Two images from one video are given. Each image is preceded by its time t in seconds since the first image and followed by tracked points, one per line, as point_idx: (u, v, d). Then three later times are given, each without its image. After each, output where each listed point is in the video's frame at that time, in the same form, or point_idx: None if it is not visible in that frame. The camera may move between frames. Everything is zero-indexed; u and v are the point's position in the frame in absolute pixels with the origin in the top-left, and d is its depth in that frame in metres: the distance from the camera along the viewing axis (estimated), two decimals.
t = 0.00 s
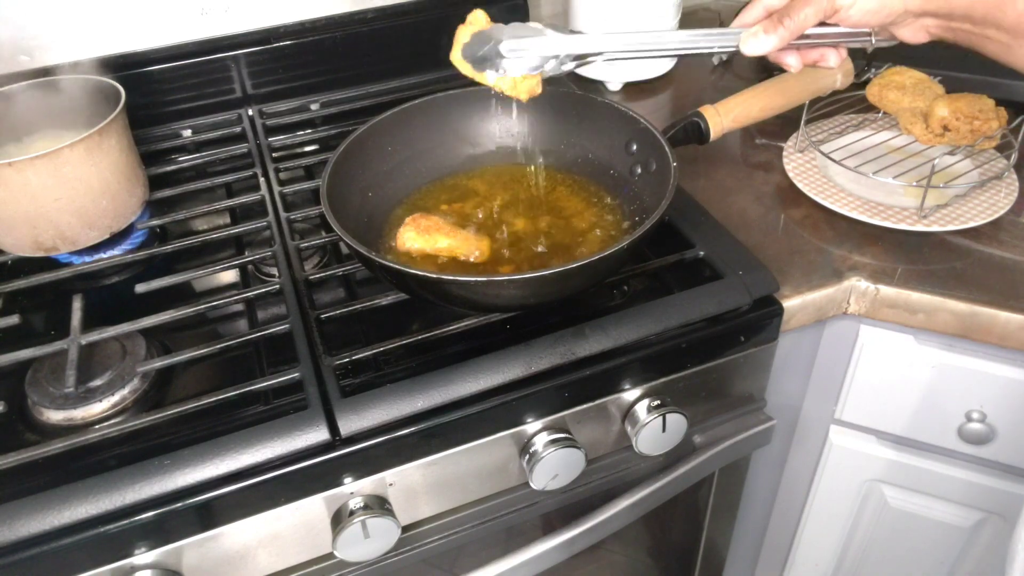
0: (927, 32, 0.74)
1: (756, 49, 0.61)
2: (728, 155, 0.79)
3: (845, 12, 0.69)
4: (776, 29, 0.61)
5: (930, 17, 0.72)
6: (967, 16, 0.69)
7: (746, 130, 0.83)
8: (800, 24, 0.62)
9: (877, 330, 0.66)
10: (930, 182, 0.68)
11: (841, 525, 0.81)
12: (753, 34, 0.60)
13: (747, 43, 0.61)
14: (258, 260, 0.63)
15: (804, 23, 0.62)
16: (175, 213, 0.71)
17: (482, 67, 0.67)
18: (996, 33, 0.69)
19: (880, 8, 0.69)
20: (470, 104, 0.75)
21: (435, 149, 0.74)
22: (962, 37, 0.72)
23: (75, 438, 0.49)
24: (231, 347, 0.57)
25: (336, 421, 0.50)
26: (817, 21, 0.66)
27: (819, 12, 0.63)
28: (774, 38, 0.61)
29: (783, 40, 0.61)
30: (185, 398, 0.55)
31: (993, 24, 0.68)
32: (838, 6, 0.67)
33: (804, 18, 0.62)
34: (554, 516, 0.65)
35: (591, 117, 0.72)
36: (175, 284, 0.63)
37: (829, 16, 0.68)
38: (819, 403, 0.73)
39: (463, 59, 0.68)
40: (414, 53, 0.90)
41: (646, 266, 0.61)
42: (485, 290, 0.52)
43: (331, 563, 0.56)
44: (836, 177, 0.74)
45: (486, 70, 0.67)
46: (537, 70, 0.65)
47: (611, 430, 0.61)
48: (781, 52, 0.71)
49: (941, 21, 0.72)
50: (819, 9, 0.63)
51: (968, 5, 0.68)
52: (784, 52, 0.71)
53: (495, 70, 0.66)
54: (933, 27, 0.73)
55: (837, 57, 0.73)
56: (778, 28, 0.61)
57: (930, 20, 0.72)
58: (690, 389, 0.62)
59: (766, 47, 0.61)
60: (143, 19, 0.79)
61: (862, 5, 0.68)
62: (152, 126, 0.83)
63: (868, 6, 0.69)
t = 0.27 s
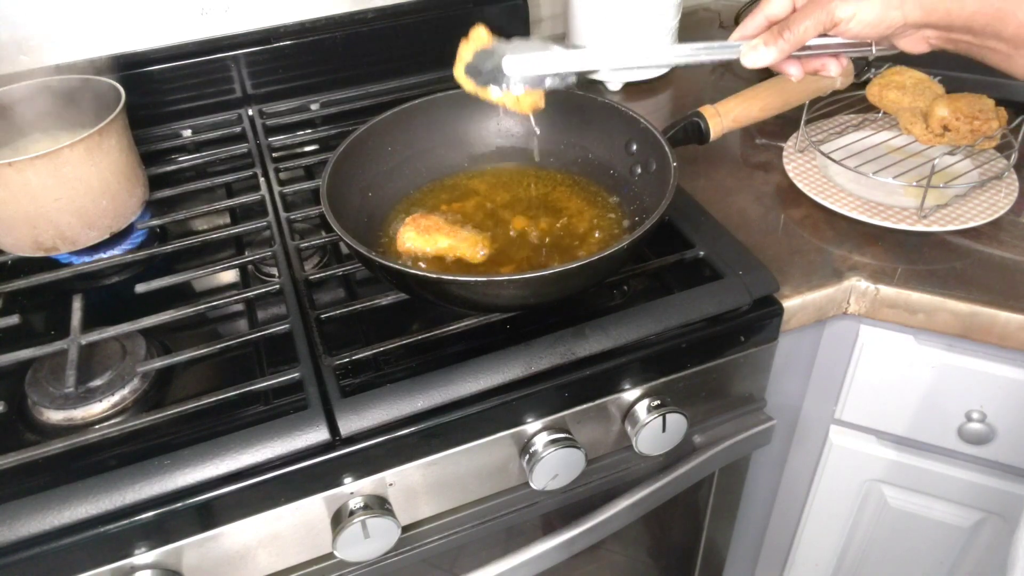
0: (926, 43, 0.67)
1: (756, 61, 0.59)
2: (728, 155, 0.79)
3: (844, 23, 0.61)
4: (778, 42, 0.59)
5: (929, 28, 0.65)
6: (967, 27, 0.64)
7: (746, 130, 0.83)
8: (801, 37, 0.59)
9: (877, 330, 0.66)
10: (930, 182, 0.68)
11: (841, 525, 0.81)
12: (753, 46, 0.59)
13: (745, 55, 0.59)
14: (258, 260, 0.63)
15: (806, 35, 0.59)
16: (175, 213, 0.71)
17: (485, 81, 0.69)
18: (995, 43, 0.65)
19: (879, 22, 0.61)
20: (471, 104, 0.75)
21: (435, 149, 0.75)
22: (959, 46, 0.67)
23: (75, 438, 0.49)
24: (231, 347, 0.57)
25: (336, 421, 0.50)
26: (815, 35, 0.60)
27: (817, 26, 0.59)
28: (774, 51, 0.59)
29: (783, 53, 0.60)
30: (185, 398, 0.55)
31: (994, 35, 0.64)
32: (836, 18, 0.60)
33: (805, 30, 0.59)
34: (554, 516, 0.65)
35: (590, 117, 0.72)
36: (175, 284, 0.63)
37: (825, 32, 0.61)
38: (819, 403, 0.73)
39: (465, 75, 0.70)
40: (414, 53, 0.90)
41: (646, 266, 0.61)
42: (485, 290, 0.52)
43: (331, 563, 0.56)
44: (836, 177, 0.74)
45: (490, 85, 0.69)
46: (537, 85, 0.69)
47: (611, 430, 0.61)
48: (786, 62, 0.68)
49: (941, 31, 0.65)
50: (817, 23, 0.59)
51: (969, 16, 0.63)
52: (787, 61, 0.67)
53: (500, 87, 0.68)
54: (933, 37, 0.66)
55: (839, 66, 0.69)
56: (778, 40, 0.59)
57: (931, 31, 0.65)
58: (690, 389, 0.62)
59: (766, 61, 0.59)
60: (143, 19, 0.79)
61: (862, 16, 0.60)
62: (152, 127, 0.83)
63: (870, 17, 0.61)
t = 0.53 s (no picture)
0: (928, 44, 0.67)
1: (758, 68, 0.60)
2: (728, 155, 0.79)
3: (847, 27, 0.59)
4: (779, 48, 0.59)
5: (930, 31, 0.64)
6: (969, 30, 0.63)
7: (746, 130, 0.83)
8: (801, 43, 0.59)
9: (876, 330, 0.66)
10: (930, 182, 0.68)
11: (841, 525, 0.81)
12: (754, 54, 0.59)
13: (748, 62, 0.60)
14: (258, 260, 0.63)
15: (806, 41, 0.58)
16: (175, 213, 0.71)
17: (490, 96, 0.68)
18: (999, 45, 0.64)
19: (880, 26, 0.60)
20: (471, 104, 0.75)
21: (435, 149, 0.75)
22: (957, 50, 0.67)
23: (76, 438, 0.49)
24: (231, 347, 0.57)
25: (336, 421, 0.50)
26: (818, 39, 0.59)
27: (818, 32, 0.58)
28: (775, 57, 0.59)
29: (785, 58, 0.60)
30: (185, 398, 0.55)
31: (996, 37, 0.63)
32: (837, 23, 0.58)
33: (805, 37, 0.58)
34: (554, 516, 0.65)
35: (590, 117, 0.72)
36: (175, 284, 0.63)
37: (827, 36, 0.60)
38: (819, 403, 0.73)
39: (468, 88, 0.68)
40: (415, 53, 0.90)
41: (646, 266, 0.61)
42: (485, 290, 0.52)
43: (331, 563, 0.56)
44: (836, 177, 0.74)
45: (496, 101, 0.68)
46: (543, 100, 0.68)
47: (611, 430, 0.61)
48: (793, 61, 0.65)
49: (942, 34, 0.65)
50: (816, 29, 0.58)
51: (971, 19, 0.62)
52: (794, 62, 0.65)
53: (506, 104, 0.67)
54: (935, 40, 0.66)
55: (842, 66, 0.67)
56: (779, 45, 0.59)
57: (932, 34, 0.65)
58: (690, 389, 0.62)
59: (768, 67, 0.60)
60: (143, 19, 0.79)
61: (864, 20, 0.59)
62: (152, 127, 0.83)
63: (872, 21, 0.59)
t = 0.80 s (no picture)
0: (931, 54, 0.66)
1: (760, 74, 0.59)
2: (728, 155, 0.79)
3: (848, 37, 0.60)
4: (781, 54, 0.58)
5: (933, 42, 0.63)
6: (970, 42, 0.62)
7: (746, 130, 0.83)
8: (804, 50, 0.58)
9: (877, 330, 0.66)
10: (930, 182, 0.68)
11: (841, 525, 0.81)
12: (756, 59, 0.59)
13: (749, 68, 0.59)
14: (258, 260, 0.63)
15: (808, 48, 0.58)
16: (175, 213, 0.71)
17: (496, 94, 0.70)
18: (1001, 58, 0.63)
19: (883, 34, 0.61)
20: (471, 104, 0.75)
21: (435, 149, 0.74)
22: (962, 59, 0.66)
23: (76, 438, 0.49)
24: (231, 347, 0.57)
25: (336, 421, 0.50)
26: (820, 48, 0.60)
27: (820, 40, 0.58)
28: (777, 63, 0.58)
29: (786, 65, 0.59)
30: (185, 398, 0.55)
31: (998, 49, 0.62)
32: (840, 32, 0.59)
33: (807, 44, 0.58)
34: (554, 516, 0.65)
35: (590, 117, 0.72)
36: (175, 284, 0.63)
37: (829, 45, 0.60)
38: (819, 403, 0.73)
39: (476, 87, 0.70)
40: (415, 53, 0.90)
41: (646, 266, 0.61)
42: (485, 290, 0.52)
43: (331, 563, 0.56)
44: (836, 177, 0.74)
45: (501, 99, 0.70)
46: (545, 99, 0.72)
47: (611, 430, 0.61)
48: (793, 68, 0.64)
49: (946, 45, 0.64)
50: (818, 36, 0.58)
51: (972, 31, 0.61)
52: (795, 70, 0.64)
53: (511, 103, 0.70)
54: (937, 50, 0.65)
55: (845, 74, 0.67)
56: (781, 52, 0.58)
57: (934, 45, 0.64)
58: (690, 389, 0.62)
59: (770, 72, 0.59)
60: (143, 19, 0.79)
61: (866, 31, 0.59)
62: (152, 127, 0.83)
63: (875, 31, 0.60)
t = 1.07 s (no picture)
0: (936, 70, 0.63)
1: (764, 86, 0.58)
2: (728, 155, 0.79)
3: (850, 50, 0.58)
4: (784, 66, 0.57)
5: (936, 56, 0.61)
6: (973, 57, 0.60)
7: (747, 130, 0.83)
8: (806, 63, 0.57)
9: (876, 330, 0.66)
10: (930, 182, 0.68)
11: (841, 525, 0.81)
12: (760, 71, 0.58)
13: (754, 80, 0.58)
14: (258, 260, 0.63)
15: (811, 61, 0.57)
16: (175, 213, 0.71)
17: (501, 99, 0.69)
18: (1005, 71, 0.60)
19: (884, 48, 0.58)
20: (471, 104, 0.75)
21: (435, 150, 0.74)
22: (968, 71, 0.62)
23: (75, 438, 0.49)
24: (231, 347, 0.57)
25: (336, 421, 0.50)
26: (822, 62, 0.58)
27: (822, 53, 0.57)
28: (780, 76, 0.57)
29: (790, 77, 0.58)
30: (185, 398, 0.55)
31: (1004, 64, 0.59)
32: (842, 46, 0.57)
33: (810, 56, 0.56)
34: (554, 516, 0.65)
35: (590, 116, 0.72)
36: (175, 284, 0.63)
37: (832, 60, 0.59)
38: (819, 403, 0.73)
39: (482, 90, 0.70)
40: (415, 53, 0.90)
41: (646, 266, 0.61)
42: (485, 290, 0.52)
43: (331, 563, 0.56)
44: (836, 177, 0.74)
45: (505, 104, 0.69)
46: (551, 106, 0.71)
47: (611, 430, 0.61)
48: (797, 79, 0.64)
49: (950, 59, 0.61)
50: (821, 50, 0.57)
51: (974, 46, 0.59)
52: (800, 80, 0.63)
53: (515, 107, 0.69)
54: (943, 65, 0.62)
55: (847, 86, 0.65)
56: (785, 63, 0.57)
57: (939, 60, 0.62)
58: (690, 389, 0.62)
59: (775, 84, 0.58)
60: (143, 19, 0.79)
61: (870, 45, 0.58)
62: (152, 127, 0.83)
63: (878, 46, 0.58)
